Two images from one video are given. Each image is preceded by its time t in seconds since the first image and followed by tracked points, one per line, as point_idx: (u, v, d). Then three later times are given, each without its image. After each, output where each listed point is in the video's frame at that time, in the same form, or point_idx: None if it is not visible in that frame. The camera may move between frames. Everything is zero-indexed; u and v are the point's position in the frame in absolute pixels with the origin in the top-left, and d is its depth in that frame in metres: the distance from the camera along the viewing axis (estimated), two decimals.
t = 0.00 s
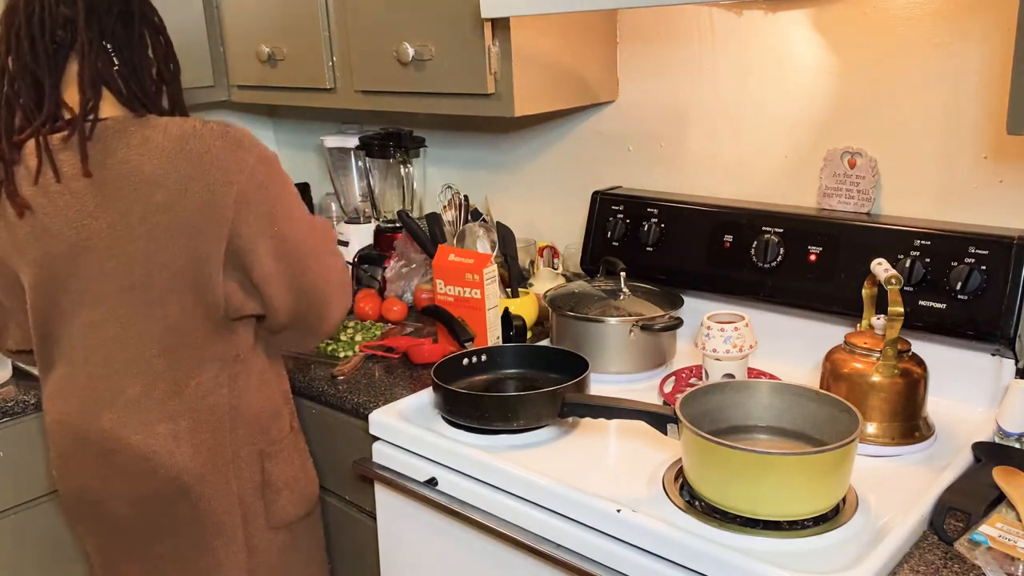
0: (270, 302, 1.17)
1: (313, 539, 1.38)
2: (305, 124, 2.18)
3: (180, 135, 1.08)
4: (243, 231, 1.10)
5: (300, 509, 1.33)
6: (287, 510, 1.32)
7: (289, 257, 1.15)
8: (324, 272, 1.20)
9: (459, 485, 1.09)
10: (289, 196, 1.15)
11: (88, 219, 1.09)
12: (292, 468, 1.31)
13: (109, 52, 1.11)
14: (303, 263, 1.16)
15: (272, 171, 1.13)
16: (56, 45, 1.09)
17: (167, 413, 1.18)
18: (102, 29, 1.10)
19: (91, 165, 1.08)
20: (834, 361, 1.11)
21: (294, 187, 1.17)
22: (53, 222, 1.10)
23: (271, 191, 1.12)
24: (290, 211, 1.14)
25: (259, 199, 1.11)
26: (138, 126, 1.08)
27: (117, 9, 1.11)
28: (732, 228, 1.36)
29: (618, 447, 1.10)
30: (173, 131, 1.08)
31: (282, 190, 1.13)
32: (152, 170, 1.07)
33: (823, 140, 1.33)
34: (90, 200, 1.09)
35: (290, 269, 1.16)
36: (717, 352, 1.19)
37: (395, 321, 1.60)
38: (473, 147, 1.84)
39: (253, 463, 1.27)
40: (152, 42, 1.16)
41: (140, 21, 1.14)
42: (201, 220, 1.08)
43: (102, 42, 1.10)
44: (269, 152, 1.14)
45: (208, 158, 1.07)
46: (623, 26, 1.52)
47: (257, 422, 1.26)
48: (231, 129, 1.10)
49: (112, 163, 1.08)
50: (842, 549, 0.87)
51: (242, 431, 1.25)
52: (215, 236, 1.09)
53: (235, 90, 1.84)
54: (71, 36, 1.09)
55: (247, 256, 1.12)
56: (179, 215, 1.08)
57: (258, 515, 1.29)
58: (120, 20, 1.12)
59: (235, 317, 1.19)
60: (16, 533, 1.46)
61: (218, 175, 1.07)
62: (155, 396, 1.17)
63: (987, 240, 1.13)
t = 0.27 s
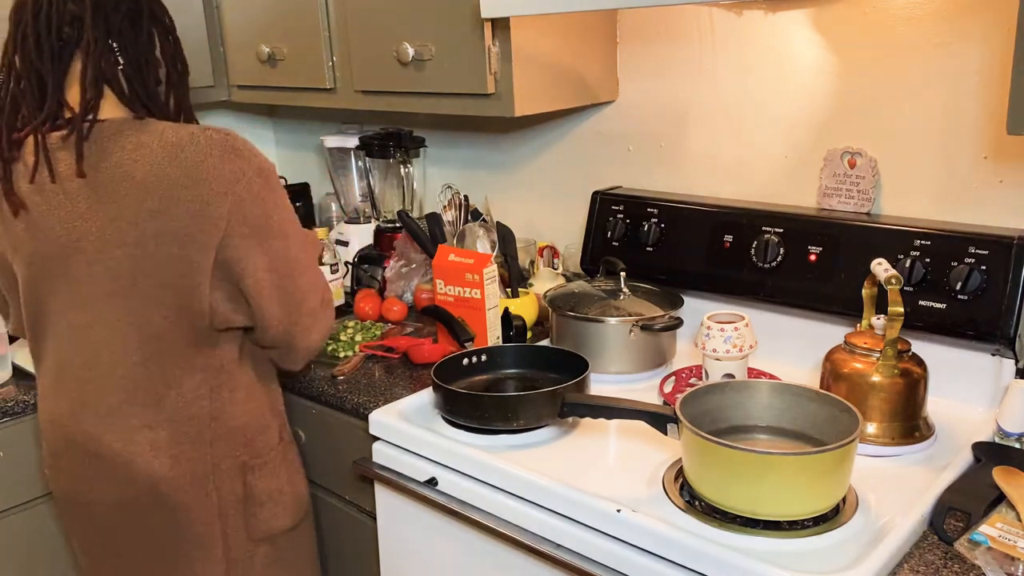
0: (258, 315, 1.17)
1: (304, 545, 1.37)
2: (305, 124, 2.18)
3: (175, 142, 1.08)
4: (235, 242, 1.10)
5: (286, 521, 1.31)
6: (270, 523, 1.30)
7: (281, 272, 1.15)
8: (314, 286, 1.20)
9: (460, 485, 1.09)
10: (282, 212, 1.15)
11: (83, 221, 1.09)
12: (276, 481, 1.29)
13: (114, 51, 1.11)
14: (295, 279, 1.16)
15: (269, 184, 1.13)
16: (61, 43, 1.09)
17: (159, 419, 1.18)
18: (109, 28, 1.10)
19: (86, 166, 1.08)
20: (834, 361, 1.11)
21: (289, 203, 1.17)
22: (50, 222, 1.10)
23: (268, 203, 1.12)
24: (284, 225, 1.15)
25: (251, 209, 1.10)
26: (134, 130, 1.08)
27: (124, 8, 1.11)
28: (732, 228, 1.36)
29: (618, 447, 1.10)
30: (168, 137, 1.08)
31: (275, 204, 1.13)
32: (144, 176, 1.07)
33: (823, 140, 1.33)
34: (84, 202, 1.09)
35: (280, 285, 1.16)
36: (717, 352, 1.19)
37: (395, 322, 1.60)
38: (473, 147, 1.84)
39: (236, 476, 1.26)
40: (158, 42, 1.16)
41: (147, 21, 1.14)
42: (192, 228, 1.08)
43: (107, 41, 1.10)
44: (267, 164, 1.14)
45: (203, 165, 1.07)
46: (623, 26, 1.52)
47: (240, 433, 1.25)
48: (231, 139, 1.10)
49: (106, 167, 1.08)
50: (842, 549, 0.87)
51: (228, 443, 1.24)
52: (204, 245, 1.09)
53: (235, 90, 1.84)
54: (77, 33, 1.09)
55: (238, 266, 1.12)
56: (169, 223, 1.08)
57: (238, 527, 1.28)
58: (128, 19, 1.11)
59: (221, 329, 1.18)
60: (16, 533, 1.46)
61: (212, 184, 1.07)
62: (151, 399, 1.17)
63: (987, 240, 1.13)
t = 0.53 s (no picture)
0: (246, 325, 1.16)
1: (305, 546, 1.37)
2: (305, 124, 2.18)
3: (172, 146, 1.07)
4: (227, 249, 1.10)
5: (285, 523, 1.31)
6: (270, 525, 1.29)
7: (272, 285, 1.13)
8: (311, 298, 1.18)
9: (460, 485, 1.09)
10: (278, 223, 1.13)
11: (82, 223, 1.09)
12: (276, 483, 1.28)
13: (118, 51, 1.11)
14: (287, 292, 1.15)
15: (266, 194, 1.12)
16: (65, 43, 1.09)
17: (159, 420, 1.19)
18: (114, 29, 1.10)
19: (85, 167, 1.08)
20: (834, 361, 1.11)
21: (289, 214, 1.15)
22: (50, 222, 1.10)
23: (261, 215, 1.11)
24: (277, 238, 1.12)
25: (241, 216, 1.09)
26: (133, 133, 1.08)
27: (129, 9, 1.11)
28: (732, 228, 1.36)
29: (618, 447, 1.10)
30: (166, 141, 1.08)
31: (270, 213, 1.12)
32: (141, 180, 1.07)
33: (823, 140, 1.33)
34: (84, 204, 1.08)
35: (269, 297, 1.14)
36: (717, 352, 1.19)
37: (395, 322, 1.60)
38: (473, 147, 1.84)
39: (237, 478, 1.26)
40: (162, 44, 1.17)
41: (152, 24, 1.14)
42: (185, 233, 1.09)
43: (112, 42, 1.10)
44: (267, 172, 1.13)
45: (197, 170, 1.07)
46: (623, 26, 1.52)
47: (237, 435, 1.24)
48: (228, 144, 1.09)
49: (105, 168, 1.07)
50: (842, 549, 0.87)
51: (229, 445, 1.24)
52: (197, 250, 1.10)
53: (235, 91, 1.84)
54: (82, 33, 1.09)
55: (229, 273, 1.12)
56: (164, 227, 1.08)
57: (238, 528, 1.28)
58: (133, 20, 1.12)
59: (214, 334, 1.19)
60: (15, 533, 1.46)
61: (205, 189, 1.08)
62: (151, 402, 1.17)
63: (987, 240, 1.13)
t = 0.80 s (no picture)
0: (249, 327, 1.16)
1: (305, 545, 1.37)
2: (305, 124, 2.18)
3: (174, 147, 1.08)
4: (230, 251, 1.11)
5: (285, 525, 1.31)
6: (270, 526, 1.30)
7: (274, 286, 1.14)
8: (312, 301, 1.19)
9: (460, 485, 1.09)
10: (280, 225, 1.13)
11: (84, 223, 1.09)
12: (276, 484, 1.29)
13: (120, 53, 1.11)
14: (289, 294, 1.15)
15: (268, 196, 1.12)
16: (67, 43, 1.09)
17: (159, 422, 1.19)
18: (117, 30, 1.10)
19: (88, 167, 1.08)
20: (834, 361, 1.11)
21: (291, 215, 1.16)
22: (52, 222, 1.10)
23: (263, 217, 1.11)
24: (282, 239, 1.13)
25: (243, 219, 1.10)
26: (136, 133, 1.08)
27: (131, 10, 1.11)
28: (732, 228, 1.35)
29: (618, 447, 1.10)
30: (169, 142, 1.08)
31: (272, 215, 1.12)
32: (143, 181, 1.07)
33: (824, 140, 1.33)
34: (86, 204, 1.09)
35: (272, 299, 1.15)
36: (717, 352, 1.19)
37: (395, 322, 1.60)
38: (473, 147, 1.84)
39: (238, 480, 1.26)
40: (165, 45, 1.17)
41: (156, 26, 1.14)
42: (187, 235, 1.09)
43: (114, 43, 1.10)
44: (269, 175, 1.13)
45: (200, 172, 1.07)
46: (623, 26, 1.52)
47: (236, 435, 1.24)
48: (231, 146, 1.09)
49: (107, 169, 1.08)
50: (842, 549, 0.87)
51: (229, 447, 1.24)
52: (199, 252, 1.10)
53: (235, 91, 1.84)
54: (84, 34, 1.09)
55: (230, 275, 1.12)
56: (165, 228, 1.09)
57: (239, 531, 1.28)
58: (135, 21, 1.11)
59: (216, 334, 1.19)
60: (15, 533, 1.46)
61: (208, 192, 1.08)
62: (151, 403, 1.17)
63: (987, 240, 1.13)
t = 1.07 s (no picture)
0: (253, 326, 1.16)
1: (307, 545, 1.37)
2: (305, 123, 2.18)
3: (177, 145, 1.08)
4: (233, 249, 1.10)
5: (288, 523, 1.31)
6: (274, 525, 1.29)
7: (277, 284, 1.14)
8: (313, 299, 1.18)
9: (460, 485, 1.09)
10: (283, 223, 1.13)
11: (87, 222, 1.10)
12: (280, 483, 1.29)
13: (120, 53, 1.11)
14: (293, 292, 1.15)
15: (270, 195, 1.11)
16: (68, 43, 1.09)
17: (163, 421, 1.18)
18: (119, 31, 1.10)
19: (89, 167, 1.08)
20: (834, 361, 1.11)
21: (293, 213, 1.15)
22: (53, 221, 1.11)
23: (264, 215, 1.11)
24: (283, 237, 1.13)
25: (246, 217, 1.10)
26: (138, 131, 1.08)
27: (132, 10, 1.10)
28: (732, 228, 1.35)
29: (618, 447, 1.10)
30: (171, 140, 1.08)
31: (274, 214, 1.12)
32: (146, 180, 1.07)
33: (824, 140, 1.33)
34: (88, 204, 1.09)
35: (276, 298, 1.15)
36: (717, 352, 1.19)
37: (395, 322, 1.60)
38: (473, 147, 1.84)
39: (242, 478, 1.26)
40: (167, 47, 1.17)
41: (158, 28, 1.14)
42: (190, 233, 1.09)
43: (114, 44, 1.10)
44: (272, 173, 1.13)
45: (202, 170, 1.07)
46: (623, 26, 1.52)
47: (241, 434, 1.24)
48: (232, 145, 1.09)
49: (109, 168, 1.08)
50: (842, 549, 0.87)
51: (233, 445, 1.24)
52: (201, 251, 1.10)
53: (235, 90, 1.84)
54: (85, 34, 1.09)
55: (234, 273, 1.12)
56: (168, 227, 1.09)
57: (242, 529, 1.28)
58: (136, 21, 1.11)
59: (219, 333, 1.19)
60: (16, 533, 1.46)
61: (210, 190, 1.08)
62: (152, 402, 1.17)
63: (988, 240, 1.13)
